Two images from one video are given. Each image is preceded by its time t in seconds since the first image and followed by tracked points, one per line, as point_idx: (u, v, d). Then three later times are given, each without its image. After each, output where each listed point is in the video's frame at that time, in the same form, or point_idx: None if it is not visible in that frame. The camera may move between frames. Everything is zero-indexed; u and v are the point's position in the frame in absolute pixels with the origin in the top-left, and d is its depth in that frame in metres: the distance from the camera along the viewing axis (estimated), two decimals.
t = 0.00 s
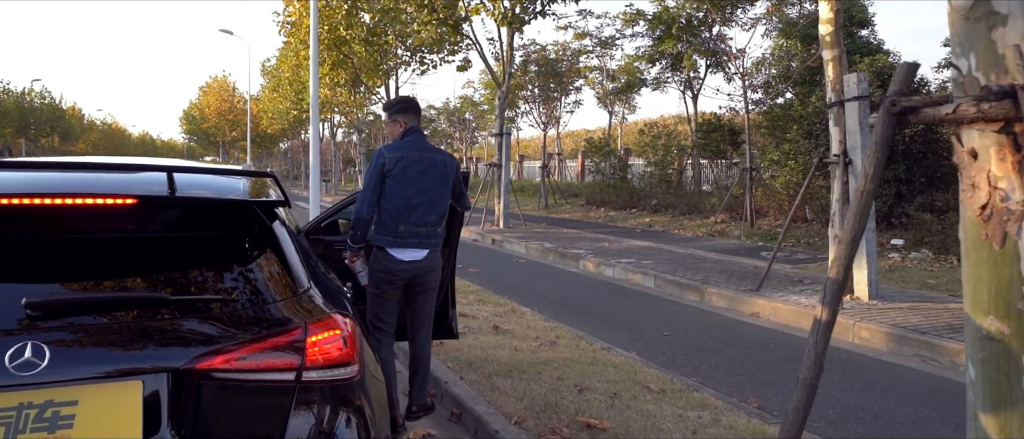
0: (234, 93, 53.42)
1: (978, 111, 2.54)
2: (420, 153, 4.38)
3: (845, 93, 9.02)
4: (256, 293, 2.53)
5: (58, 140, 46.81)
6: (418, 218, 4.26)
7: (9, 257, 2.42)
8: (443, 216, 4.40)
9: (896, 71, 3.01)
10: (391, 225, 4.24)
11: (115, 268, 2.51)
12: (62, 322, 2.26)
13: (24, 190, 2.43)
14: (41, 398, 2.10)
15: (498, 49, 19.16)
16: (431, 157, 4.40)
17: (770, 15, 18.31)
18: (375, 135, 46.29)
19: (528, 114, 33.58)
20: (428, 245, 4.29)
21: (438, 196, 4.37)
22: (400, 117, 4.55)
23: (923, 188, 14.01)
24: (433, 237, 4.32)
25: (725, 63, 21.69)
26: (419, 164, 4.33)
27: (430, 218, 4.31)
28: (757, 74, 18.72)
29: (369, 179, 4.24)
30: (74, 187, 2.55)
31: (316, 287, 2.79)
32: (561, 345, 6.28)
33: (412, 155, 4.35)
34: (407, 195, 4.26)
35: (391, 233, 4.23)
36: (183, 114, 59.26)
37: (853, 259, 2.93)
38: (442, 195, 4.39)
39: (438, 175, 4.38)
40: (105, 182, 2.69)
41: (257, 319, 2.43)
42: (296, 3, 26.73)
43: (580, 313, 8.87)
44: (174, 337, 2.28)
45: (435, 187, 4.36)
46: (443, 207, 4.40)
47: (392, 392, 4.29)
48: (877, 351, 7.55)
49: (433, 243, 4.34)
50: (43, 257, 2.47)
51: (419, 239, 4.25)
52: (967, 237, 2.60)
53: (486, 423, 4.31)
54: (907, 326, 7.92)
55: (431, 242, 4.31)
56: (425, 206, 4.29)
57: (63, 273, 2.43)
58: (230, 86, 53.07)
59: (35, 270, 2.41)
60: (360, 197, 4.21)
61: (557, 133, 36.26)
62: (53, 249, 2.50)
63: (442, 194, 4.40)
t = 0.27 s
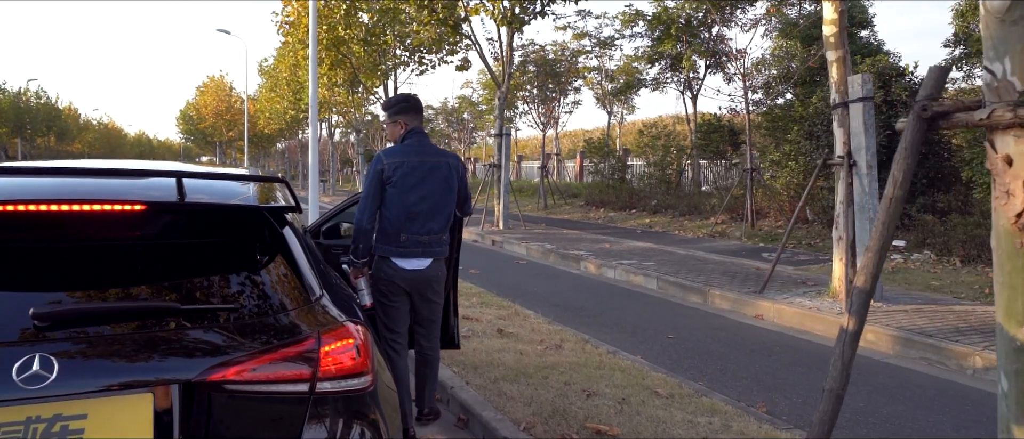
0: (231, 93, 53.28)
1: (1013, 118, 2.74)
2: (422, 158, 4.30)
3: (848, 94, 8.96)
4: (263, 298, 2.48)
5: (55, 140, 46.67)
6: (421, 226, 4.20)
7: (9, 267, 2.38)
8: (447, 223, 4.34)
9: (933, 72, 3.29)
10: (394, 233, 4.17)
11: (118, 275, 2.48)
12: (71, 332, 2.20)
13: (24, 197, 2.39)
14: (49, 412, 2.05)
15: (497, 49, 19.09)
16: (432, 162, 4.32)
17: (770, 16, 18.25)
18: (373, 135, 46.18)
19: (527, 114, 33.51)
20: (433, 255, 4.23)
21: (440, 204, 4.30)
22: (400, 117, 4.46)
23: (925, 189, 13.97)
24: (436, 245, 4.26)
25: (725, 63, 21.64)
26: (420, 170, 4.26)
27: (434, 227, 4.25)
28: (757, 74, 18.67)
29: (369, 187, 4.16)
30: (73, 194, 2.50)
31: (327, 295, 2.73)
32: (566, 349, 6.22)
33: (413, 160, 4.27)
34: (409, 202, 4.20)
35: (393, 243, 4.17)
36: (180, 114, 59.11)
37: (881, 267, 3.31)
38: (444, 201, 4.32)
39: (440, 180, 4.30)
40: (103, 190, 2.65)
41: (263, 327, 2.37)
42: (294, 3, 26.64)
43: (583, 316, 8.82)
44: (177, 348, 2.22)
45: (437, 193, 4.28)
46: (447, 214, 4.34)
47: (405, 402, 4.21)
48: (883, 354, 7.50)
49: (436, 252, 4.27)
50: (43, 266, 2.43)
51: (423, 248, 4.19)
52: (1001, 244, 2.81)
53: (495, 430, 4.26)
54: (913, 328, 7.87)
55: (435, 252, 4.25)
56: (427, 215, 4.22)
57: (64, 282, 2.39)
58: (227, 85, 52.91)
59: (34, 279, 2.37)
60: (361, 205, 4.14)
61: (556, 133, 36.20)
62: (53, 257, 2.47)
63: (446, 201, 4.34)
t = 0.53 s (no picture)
0: (229, 93, 53.15)
1: None
2: (429, 162, 4.22)
3: (850, 95, 8.93)
4: (269, 302, 2.45)
5: (51, 140, 46.54)
6: (426, 234, 4.14)
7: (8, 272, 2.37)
8: (453, 230, 4.26)
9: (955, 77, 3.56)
10: (397, 240, 4.13)
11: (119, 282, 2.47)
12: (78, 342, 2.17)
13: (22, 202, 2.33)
14: (56, 425, 2.02)
15: (496, 50, 19.04)
16: (440, 166, 4.25)
17: (769, 16, 18.24)
18: (371, 135, 46.09)
19: (525, 115, 33.46)
20: (438, 262, 4.17)
21: (446, 210, 4.22)
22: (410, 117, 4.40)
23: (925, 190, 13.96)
24: (441, 253, 4.19)
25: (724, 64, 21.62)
26: (425, 174, 4.19)
27: (439, 234, 4.18)
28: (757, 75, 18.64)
29: (372, 192, 4.14)
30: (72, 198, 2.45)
31: (336, 301, 2.69)
32: (570, 352, 6.18)
33: (420, 164, 4.20)
34: (413, 209, 4.14)
35: (396, 249, 4.13)
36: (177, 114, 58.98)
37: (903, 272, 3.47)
38: (449, 207, 4.24)
39: (447, 185, 4.23)
40: (102, 193, 2.61)
41: (270, 335, 2.33)
42: (292, 3, 26.57)
43: (585, 317, 8.80)
44: (181, 357, 2.18)
45: (443, 199, 4.21)
46: (454, 220, 4.27)
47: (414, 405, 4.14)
48: (886, 356, 7.48)
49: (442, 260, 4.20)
50: (43, 273, 2.42)
51: (427, 256, 4.13)
52: None
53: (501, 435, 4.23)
54: (917, 330, 7.84)
55: (441, 259, 4.19)
56: (432, 221, 4.15)
57: (65, 288, 2.38)
58: (224, 86, 52.78)
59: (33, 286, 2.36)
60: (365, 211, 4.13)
61: (554, 134, 36.16)
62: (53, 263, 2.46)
63: (453, 206, 4.26)
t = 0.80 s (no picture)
0: (225, 93, 53.04)
1: None
2: (454, 172, 4.02)
3: (852, 96, 8.90)
4: (274, 304, 2.42)
5: (46, 141, 46.43)
6: (441, 246, 3.96)
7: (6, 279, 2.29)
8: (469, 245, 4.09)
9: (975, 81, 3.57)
10: (411, 248, 3.96)
11: (123, 287, 2.40)
12: (83, 350, 2.13)
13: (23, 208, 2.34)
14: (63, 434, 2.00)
15: (495, 50, 18.99)
16: (465, 178, 4.05)
17: (768, 17, 18.25)
18: (368, 135, 46.01)
19: (523, 115, 33.43)
20: (450, 278, 4.00)
21: (465, 225, 4.03)
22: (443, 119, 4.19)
23: (924, 191, 13.96)
24: (455, 268, 4.02)
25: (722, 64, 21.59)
26: (448, 183, 3.99)
27: (454, 247, 4.00)
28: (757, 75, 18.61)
29: (392, 195, 3.95)
30: (71, 205, 2.46)
31: (345, 305, 2.65)
32: (573, 354, 6.16)
33: (444, 173, 4.00)
34: (431, 218, 3.96)
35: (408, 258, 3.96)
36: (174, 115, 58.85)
37: (921, 279, 3.57)
38: (469, 221, 4.06)
39: (469, 198, 4.04)
40: (99, 199, 2.62)
41: (276, 340, 2.30)
42: (290, 3, 26.53)
43: (586, 319, 8.78)
44: (184, 363, 2.15)
45: (464, 212, 4.03)
46: (472, 235, 4.08)
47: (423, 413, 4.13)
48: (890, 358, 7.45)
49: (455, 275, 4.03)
50: (44, 279, 2.35)
51: (439, 270, 3.96)
52: None
53: None
54: (920, 332, 7.82)
55: (453, 274, 4.01)
56: (449, 234, 3.98)
57: (66, 292, 2.32)
58: (221, 86, 52.65)
59: (33, 292, 2.29)
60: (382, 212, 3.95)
61: (552, 134, 36.14)
62: (55, 268, 2.38)
63: (472, 221, 4.07)
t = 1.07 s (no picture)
0: (223, 93, 52.96)
1: None
2: (461, 167, 3.89)
3: (853, 96, 8.88)
4: (280, 304, 2.39)
5: (43, 141, 46.34)
6: (438, 243, 3.83)
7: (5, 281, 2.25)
8: (477, 248, 3.84)
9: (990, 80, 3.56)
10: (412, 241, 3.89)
11: (126, 287, 2.36)
12: (88, 353, 2.10)
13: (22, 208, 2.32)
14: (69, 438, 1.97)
15: (494, 50, 18.96)
16: (476, 176, 3.88)
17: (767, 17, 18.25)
18: (365, 135, 45.96)
19: (521, 115, 33.41)
20: (444, 277, 3.81)
21: (467, 224, 3.83)
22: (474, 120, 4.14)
23: (923, 191, 13.96)
24: (454, 269, 3.81)
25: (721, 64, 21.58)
26: (456, 179, 3.86)
27: (456, 247, 3.82)
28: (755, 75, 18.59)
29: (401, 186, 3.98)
30: (72, 206, 2.44)
31: (351, 307, 2.62)
32: (576, 355, 6.13)
33: (451, 167, 3.89)
34: (432, 211, 3.86)
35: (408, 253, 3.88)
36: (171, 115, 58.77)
37: (938, 279, 3.56)
38: (475, 222, 3.84)
39: (477, 196, 3.85)
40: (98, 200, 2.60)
41: (282, 342, 2.27)
42: (288, 3, 26.50)
43: (588, 319, 8.76)
44: (188, 365, 2.12)
45: (469, 211, 3.84)
46: (478, 238, 3.85)
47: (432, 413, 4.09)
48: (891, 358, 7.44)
49: (456, 278, 3.82)
50: (46, 281, 2.31)
51: (433, 267, 3.80)
52: None
53: None
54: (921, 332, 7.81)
55: (449, 275, 3.82)
56: (450, 231, 3.82)
57: (68, 294, 2.28)
58: (218, 86, 52.53)
59: (33, 295, 2.25)
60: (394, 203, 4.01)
61: (550, 134, 36.13)
62: (57, 270, 2.34)
63: (476, 220, 3.85)
